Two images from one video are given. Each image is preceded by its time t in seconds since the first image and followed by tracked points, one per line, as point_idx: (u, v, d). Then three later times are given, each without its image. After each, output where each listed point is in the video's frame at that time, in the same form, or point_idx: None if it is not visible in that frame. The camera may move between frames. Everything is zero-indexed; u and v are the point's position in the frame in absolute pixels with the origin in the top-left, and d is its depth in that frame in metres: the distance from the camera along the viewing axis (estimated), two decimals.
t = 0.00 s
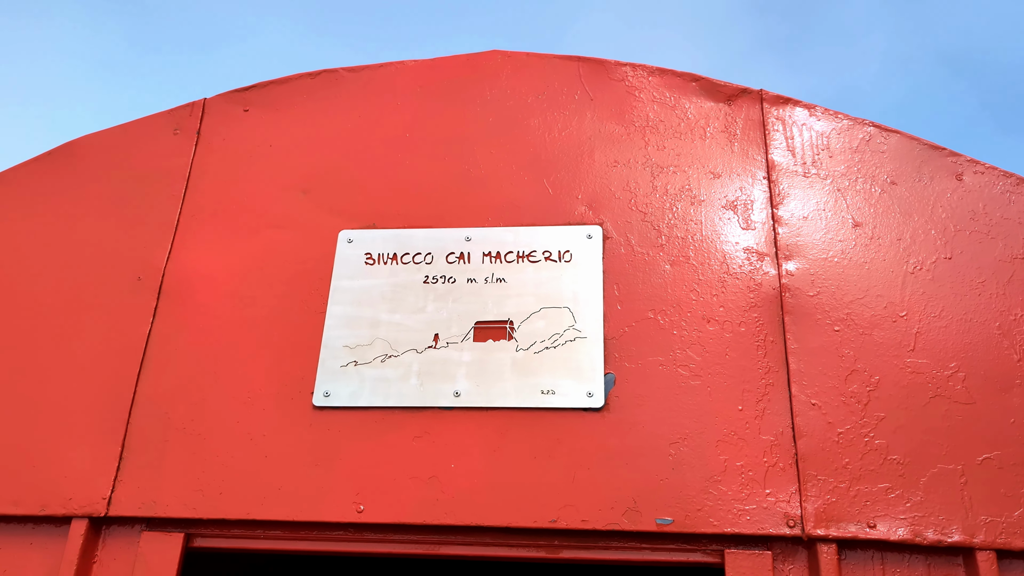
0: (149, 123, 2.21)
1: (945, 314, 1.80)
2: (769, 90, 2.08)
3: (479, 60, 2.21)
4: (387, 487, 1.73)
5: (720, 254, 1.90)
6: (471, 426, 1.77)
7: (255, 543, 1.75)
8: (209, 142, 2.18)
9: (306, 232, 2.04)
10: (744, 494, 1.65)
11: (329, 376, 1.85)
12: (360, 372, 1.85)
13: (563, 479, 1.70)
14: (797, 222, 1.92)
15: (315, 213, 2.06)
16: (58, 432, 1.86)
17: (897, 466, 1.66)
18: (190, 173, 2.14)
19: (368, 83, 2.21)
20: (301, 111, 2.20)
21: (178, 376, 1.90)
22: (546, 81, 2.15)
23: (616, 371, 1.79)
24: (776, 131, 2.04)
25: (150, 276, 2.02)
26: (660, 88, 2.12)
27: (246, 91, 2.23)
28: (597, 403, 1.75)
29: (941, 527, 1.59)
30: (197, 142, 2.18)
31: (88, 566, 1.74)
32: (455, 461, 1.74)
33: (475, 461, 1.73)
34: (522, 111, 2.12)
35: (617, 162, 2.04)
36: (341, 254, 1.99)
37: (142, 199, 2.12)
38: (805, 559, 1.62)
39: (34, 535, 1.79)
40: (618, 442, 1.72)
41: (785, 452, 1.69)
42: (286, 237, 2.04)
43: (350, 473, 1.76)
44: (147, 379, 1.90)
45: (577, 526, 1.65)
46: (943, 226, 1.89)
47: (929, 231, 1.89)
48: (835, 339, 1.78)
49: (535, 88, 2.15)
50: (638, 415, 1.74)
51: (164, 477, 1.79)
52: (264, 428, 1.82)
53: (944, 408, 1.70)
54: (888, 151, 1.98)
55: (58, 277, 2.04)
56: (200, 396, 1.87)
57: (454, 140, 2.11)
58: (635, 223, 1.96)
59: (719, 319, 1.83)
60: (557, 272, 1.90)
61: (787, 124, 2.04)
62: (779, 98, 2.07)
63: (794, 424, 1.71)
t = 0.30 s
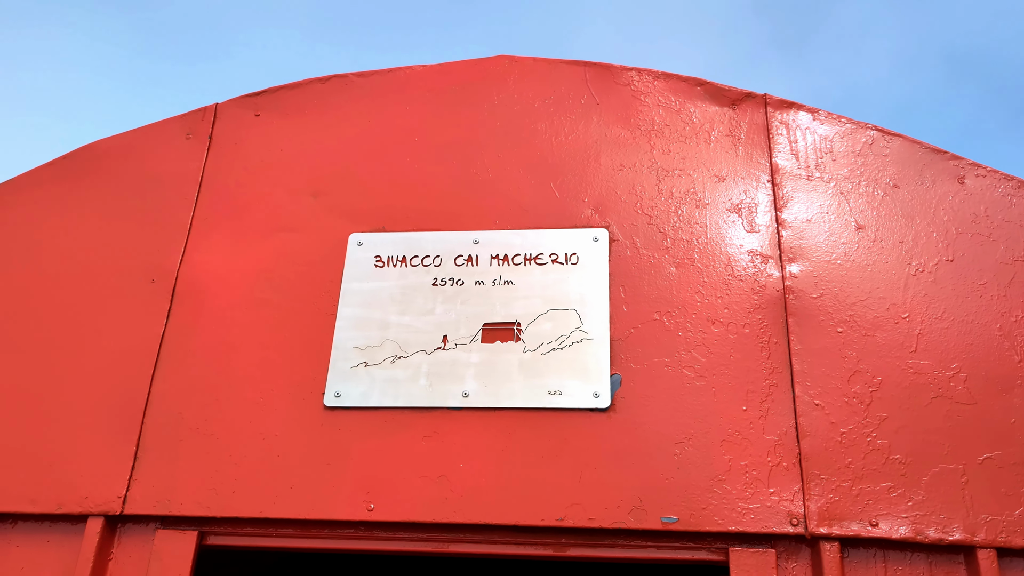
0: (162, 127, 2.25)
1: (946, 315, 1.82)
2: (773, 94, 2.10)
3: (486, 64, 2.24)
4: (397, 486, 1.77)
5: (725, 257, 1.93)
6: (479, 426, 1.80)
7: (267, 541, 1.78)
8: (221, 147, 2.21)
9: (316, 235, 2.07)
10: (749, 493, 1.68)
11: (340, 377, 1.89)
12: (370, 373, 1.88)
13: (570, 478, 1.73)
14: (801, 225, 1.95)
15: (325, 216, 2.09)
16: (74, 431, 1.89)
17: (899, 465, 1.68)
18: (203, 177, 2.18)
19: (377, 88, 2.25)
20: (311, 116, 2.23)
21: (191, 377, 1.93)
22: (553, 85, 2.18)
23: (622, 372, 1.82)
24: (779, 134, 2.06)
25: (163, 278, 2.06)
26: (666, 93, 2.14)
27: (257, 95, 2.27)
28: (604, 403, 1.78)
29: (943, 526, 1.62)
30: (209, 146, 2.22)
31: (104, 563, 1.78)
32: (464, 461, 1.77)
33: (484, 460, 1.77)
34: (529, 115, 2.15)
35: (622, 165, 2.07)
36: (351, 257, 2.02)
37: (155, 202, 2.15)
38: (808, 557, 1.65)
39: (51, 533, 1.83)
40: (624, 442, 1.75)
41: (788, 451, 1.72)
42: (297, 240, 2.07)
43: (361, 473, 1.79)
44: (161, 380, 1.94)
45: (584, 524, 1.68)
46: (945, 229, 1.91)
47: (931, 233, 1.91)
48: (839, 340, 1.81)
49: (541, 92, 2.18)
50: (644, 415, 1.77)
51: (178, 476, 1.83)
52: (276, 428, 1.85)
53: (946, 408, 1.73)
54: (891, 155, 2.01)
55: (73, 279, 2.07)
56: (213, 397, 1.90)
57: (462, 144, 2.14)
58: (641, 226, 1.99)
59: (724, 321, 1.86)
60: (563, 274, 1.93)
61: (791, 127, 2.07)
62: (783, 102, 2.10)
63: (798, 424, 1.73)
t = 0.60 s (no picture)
0: (172, 131, 2.28)
1: (947, 316, 1.85)
2: (776, 98, 2.12)
3: (492, 68, 2.26)
4: (405, 484, 1.79)
5: (728, 258, 1.95)
6: (485, 425, 1.83)
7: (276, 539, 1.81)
8: (230, 150, 2.24)
9: (324, 237, 2.10)
10: (751, 492, 1.71)
11: (348, 377, 1.91)
12: (378, 373, 1.91)
13: (575, 477, 1.75)
14: (803, 227, 1.97)
15: (333, 218, 2.12)
16: (86, 431, 1.92)
17: (900, 464, 1.71)
18: (213, 180, 2.21)
19: (384, 92, 2.27)
20: (319, 119, 2.26)
21: (202, 377, 1.96)
22: (558, 89, 2.21)
23: (626, 373, 1.84)
24: (782, 138, 2.08)
25: (174, 280, 2.09)
26: (669, 96, 2.17)
27: (266, 99, 2.30)
28: (608, 403, 1.81)
29: (943, 524, 1.65)
30: (219, 149, 2.25)
31: (116, 561, 1.81)
32: (470, 460, 1.80)
33: (490, 460, 1.79)
34: (534, 118, 2.18)
35: (627, 168, 2.09)
36: (358, 259, 2.05)
37: (165, 205, 2.18)
38: (810, 555, 1.67)
39: (64, 530, 1.86)
40: (628, 441, 1.78)
41: (790, 451, 1.74)
42: (305, 242, 2.10)
43: (369, 471, 1.81)
44: (172, 379, 1.97)
45: (588, 522, 1.70)
46: (945, 231, 1.93)
47: (932, 235, 1.93)
48: (840, 341, 1.83)
49: (546, 96, 2.20)
50: (648, 415, 1.80)
51: (189, 474, 1.86)
52: (285, 427, 1.88)
53: (946, 408, 1.75)
54: (892, 157, 2.03)
55: (85, 281, 2.11)
56: (223, 397, 1.93)
57: (468, 148, 2.17)
58: (645, 229, 2.01)
59: (727, 322, 1.88)
60: (568, 276, 1.95)
61: (793, 131, 2.09)
62: (785, 105, 2.12)
63: (799, 424, 1.76)
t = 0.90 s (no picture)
0: (178, 135, 2.31)
1: (942, 318, 1.87)
2: (774, 102, 2.15)
3: (493, 72, 2.29)
4: (407, 483, 1.82)
5: (725, 260, 1.98)
6: (486, 425, 1.85)
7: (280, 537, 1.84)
8: (234, 153, 2.27)
9: (327, 239, 2.13)
10: (747, 491, 1.73)
11: (351, 378, 1.94)
12: (380, 374, 1.94)
13: (574, 476, 1.78)
14: (800, 230, 2.00)
15: (336, 221, 2.15)
16: (93, 430, 1.95)
17: (895, 464, 1.73)
18: (217, 183, 2.24)
19: (386, 96, 2.30)
20: (322, 123, 2.29)
21: (206, 377, 1.99)
22: (558, 93, 2.23)
23: (625, 373, 1.87)
24: (779, 141, 2.11)
25: (179, 282, 2.12)
26: (668, 100, 2.19)
27: (270, 103, 2.33)
28: (607, 403, 1.83)
29: (936, 523, 1.67)
30: (223, 153, 2.28)
31: (123, 558, 1.84)
32: (471, 459, 1.82)
33: (490, 459, 1.82)
34: (535, 122, 2.21)
35: (626, 171, 2.12)
36: (361, 261, 2.08)
37: (171, 207, 2.21)
38: (805, 553, 1.70)
39: (71, 528, 1.89)
40: (626, 441, 1.80)
41: (786, 451, 1.76)
42: (309, 244, 2.13)
43: (371, 470, 1.84)
44: (178, 380, 2.00)
45: (587, 520, 1.73)
46: (941, 233, 1.96)
47: (927, 238, 1.96)
48: (836, 342, 1.86)
49: (547, 100, 2.23)
50: (646, 415, 1.82)
51: (194, 473, 1.88)
52: (288, 427, 1.91)
53: (941, 408, 1.77)
54: (888, 161, 2.05)
55: (92, 283, 2.14)
56: (227, 397, 1.96)
57: (470, 151, 2.20)
58: (643, 231, 2.04)
59: (724, 323, 1.91)
60: (568, 278, 1.98)
61: (791, 134, 2.11)
62: (783, 109, 2.14)
63: (795, 424, 1.78)
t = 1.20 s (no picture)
0: (179, 138, 2.33)
1: (934, 319, 1.89)
2: (769, 105, 2.17)
3: (491, 75, 2.31)
4: (405, 482, 1.85)
5: (720, 262, 2.00)
6: (483, 425, 1.88)
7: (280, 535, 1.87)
8: (235, 156, 2.30)
9: (327, 242, 2.15)
10: (741, 490, 1.75)
11: (350, 378, 1.97)
12: (379, 374, 1.96)
13: (570, 475, 1.80)
14: (794, 232, 2.02)
15: (335, 223, 2.17)
16: (96, 430, 1.98)
17: (887, 464, 1.75)
18: (219, 185, 2.26)
19: (385, 100, 2.33)
20: (322, 126, 2.32)
21: (208, 378, 2.02)
22: (556, 96, 2.26)
23: (620, 374, 1.89)
24: (774, 144, 2.13)
25: (181, 283, 2.14)
26: (664, 104, 2.21)
27: (270, 106, 2.35)
28: (602, 403, 1.85)
29: (928, 522, 1.69)
30: (225, 156, 2.30)
31: (125, 556, 1.86)
32: (468, 459, 1.85)
33: (487, 458, 1.84)
34: (532, 125, 2.23)
35: (622, 174, 2.14)
36: (360, 263, 2.10)
37: (172, 210, 2.24)
38: (798, 552, 1.72)
39: (74, 527, 1.91)
40: (621, 441, 1.82)
41: (780, 450, 1.78)
42: (309, 246, 2.15)
43: (370, 470, 1.87)
44: (179, 380, 2.02)
45: (582, 519, 1.75)
46: (933, 236, 1.98)
47: (920, 240, 1.98)
48: (829, 343, 1.88)
49: (545, 103, 2.25)
50: (641, 415, 1.84)
51: (195, 472, 1.91)
52: (288, 427, 1.94)
53: (932, 409, 1.80)
54: (882, 164, 2.07)
55: (94, 284, 2.16)
56: (228, 397, 1.99)
57: (468, 154, 2.22)
58: (639, 233, 2.06)
59: (719, 324, 1.93)
60: (565, 279, 2.00)
61: (785, 137, 2.13)
62: (778, 112, 2.16)
63: (789, 425, 1.80)
